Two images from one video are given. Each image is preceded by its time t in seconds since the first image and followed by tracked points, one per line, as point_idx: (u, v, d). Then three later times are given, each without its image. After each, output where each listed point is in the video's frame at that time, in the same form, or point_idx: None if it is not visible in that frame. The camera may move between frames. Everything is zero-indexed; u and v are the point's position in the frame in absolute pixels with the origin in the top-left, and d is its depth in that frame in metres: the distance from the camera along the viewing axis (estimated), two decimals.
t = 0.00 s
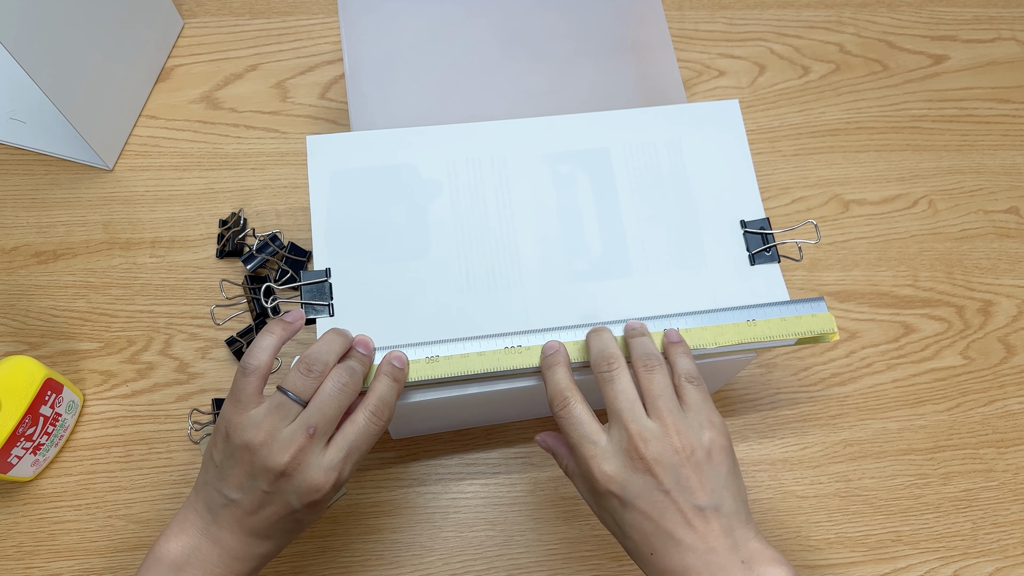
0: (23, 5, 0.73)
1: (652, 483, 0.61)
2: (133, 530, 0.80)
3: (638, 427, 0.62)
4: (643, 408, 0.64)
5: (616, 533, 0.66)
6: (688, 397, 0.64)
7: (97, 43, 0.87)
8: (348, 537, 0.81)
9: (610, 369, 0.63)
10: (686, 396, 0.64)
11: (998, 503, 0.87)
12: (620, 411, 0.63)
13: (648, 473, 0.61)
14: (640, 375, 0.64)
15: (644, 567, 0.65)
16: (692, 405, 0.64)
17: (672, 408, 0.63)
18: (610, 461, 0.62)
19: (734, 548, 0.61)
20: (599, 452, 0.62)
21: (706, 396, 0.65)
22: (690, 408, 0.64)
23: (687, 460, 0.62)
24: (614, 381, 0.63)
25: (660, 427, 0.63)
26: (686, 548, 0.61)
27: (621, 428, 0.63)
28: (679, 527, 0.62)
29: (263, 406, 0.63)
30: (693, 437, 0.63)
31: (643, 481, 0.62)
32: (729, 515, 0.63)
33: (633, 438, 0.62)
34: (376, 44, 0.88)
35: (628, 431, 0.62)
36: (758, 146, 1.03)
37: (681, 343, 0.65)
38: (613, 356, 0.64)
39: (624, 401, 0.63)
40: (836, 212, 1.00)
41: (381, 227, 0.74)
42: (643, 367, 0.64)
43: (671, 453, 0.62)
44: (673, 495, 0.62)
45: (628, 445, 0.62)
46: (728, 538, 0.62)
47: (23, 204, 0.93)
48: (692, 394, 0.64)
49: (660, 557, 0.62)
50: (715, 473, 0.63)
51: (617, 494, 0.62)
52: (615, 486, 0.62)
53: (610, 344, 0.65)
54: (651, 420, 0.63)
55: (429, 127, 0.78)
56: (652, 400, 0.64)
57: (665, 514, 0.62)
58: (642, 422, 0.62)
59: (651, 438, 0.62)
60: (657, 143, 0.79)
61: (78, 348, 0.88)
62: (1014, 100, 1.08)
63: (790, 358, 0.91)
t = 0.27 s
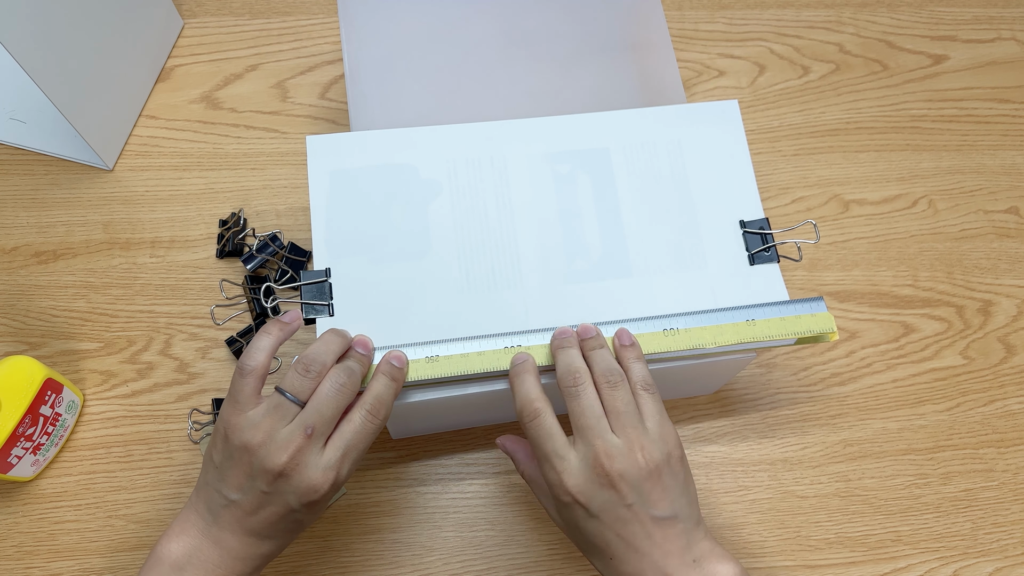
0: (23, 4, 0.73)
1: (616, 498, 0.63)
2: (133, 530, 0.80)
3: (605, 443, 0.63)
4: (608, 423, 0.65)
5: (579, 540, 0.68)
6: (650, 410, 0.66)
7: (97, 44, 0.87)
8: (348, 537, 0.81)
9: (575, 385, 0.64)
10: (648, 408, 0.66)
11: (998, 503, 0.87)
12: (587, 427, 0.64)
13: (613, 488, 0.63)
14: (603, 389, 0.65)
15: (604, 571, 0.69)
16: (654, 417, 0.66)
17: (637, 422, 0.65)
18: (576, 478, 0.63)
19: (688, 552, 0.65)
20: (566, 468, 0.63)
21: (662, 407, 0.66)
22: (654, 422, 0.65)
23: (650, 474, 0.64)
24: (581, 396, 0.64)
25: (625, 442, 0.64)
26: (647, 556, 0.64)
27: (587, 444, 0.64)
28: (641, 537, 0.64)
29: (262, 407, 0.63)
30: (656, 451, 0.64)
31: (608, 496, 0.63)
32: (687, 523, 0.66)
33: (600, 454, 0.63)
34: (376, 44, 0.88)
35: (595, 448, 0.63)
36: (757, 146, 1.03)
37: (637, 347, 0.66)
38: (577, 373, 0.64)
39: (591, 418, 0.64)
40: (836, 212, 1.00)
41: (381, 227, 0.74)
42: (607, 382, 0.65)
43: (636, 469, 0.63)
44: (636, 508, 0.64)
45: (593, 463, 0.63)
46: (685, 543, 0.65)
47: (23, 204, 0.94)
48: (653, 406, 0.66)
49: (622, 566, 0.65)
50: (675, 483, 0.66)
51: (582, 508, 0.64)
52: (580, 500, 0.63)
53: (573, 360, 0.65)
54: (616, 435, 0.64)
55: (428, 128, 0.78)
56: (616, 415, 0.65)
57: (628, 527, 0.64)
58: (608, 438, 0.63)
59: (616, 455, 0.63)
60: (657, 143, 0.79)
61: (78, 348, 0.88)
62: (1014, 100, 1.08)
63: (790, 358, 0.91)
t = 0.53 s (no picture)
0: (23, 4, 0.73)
1: (616, 493, 0.65)
2: (133, 531, 0.80)
3: (608, 441, 0.64)
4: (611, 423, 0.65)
5: (575, 533, 0.70)
6: (654, 409, 0.66)
7: (97, 44, 0.87)
8: (348, 537, 0.81)
9: (582, 387, 0.63)
10: (654, 407, 0.66)
11: (998, 503, 0.87)
12: (592, 427, 0.64)
13: (615, 484, 0.64)
14: (612, 391, 0.64)
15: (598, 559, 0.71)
16: (657, 417, 0.66)
17: (643, 422, 0.65)
18: (579, 476, 0.64)
19: (682, 542, 0.68)
20: (568, 466, 0.64)
21: (670, 406, 0.67)
22: (658, 420, 0.66)
23: (651, 470, 0.66)
24: (586, 398, 0.63)
25: (629, 440, 0.65)
26: (644, 547, 0.67)
27: (591, 442, 0.64)
28: (639, 529, 0.67)
29: (251, 412, 0.63)
30: (658, 448, 0.66)
31: (610, 492, 0.65)
32: (682, 515, 0.69)
33: (603, 451, 0.64)
34: (376, 44, 0.88)
35: (598, 445, 0.64)
36: (757, 146, 1.03)
37: (643, 347, 0.67)
38: (584, 374, 0.63)
39: (595, 420, 0.63)
40: (836, 212, 1.00)
41: (381, 227, 0.74)
42: (616, 384, 0.64)
43: (639, 466, 0.65)
44: (636, 503, 0.66)
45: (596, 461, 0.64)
46: (680, 534, 0.68)
47: (23, 204, 0.94)
48: (659, 406, 0.66)
49: (619, 556, 0.68)
50: (673, 479, 0.68)
51: (583, 504, 0.65)
52: (582, 496, 0.65)
53: (577, 361, 0.64)
54: (619, 433, 0.65)
55: (428, 128, 0.78)
56: (620, 416, 0.65)
57: (627, 520, 0.66)
58: (611, 436, 0.64)
59: (619, 453, 0.64)
60: (658, 143, 0.79)
61: (78, 348, 0.88)
62: (1014, 100, 1.08)
63: (790, 358, 0.91)
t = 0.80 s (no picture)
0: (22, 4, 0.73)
1: (617, 487, 0.66)
2: (133, 531, 0.80)
3: (611, 438, 0.65)
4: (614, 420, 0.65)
5: (574, 525, 0.71)
6: (657, 407, 0.66)
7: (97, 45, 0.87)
8: (348, 537, 0.81)
9: (587, 387, 0.62)
10: (656, 405, 0.67)
11: (998, 503, 0.87)
12: (596, 425, 0.64)
13: (615, 479, 0.66)
14: (615, 391, 0.64)
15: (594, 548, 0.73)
16: (659, 415, 0.67)
17: (644, 421, 0.66)
18: (580, 471, 0.65)
19: (676, 531, 0.71)
20: (570, 462, 0.64)
21: (674, 406, 0.67)
22: (659, 417, 0.67)
23: (651, 465, 0.67)
24: (591, 397, 0.63)
25: (630, 436, 0.66)
26: (641, 537, 0.69)
27: (593, 438, 0.65)
28: (636, 521, 0.68)
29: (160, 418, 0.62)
30: (658, 444, 0.67)
31: (611, 486, 0.66)
32: (677, 507, 0.71)
33: (605, 447, 0.65)
34: (376, 44, 0.88)
35: (601, 441, 0.65)
36: (757, 146, 1.03)
37: (645, 347, 0.66)
38: (589, 373, 0.62)
39: (599, 419, 0.64)
40: (836, 212, 1.00)
41: (381, 227, 0.74)
42: (620, 385, 0.64)
43: (639, 461, 0.66)
44: (635, 497, 0.67)
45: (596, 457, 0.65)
46: (675, 524, 0.71)
47: (23, 203, 0.93)
48: (662, 405, 0.66)
49: (617, 547, 0.70)
50: (671, 473, 0.69)
51: (584, 497, 0.66)
52: (583, 491, 0.66)
53: (581, 360, 0.64)
54: (621, 430, 0.66)
55: (428, 128, 0.78)
56: (622, 415, 0.65)
57: (625, 512, 0.68)
58: (613, 433, 0.65)
59: (620, 449, 0.65)
60: (658, 143, 0.79)
61: (78, 348, 0.88)
62: (1014, 100, 1.08)
63: (790, 358, 0.91)
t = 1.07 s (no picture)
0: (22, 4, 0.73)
1: (616, 487, 0.66)
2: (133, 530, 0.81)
3: (611, 438, 0.65)
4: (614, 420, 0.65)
5: (573, 524, 0.71)
6: (657, 408, 0.66)
7: (97, 45, 0.87)
8: (348, 537, 0.81)
9: (588, 387, 0.62)
10: (656, 406, 0.67)
11: (998, 503, 0.87)
12: (596, 425, 0.64)
13: (615, 478, 0.66)
14: (616, 392, 0.64)
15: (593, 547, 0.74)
16: (659, 415, 0.67)
17: (645, 421, 0.65)
18: (580, 471, 0.65)
19: (675, 531, 0.71)
20: (570, 461, 0.64)
21: (674, 406, 0.66)
22: (659, 418, 0.67)
23: (651, 465, 0.67)
24: (593, 397, 0.63)
25: (630, 436, 0.66)
26: (640, 537, 0.69)
27: (593, 438, 0.65)
28: (636, 521, 0.69)
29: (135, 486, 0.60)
30: (658, 444, 0.67)
31: (610, 485, 0.66)
32: (676, 506, 0.71)
33: (605, 447, 0.65)
34: (376, 44, 0.88)
35: (601, 441, 0.65)
36: (757, 146, 1.03)
37: (646, 348, 0.66)
38: (590, 373, 0.62)
39: (599, 419, 0.64)
40: (836, 212, 1.00)
41: (381, 226, 0.74)
42: (621, 385, 0.64)
43: (638, 461, 0.66)
44: (635, 496, 0.67)
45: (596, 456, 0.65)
46: (674, 524, 0.71)
47: (23, 203, 0.93)
48: (662, 405, 0.66)
49: (616, 546, 0.70)
50: (671, 472, 0.69)
51: (584, 497, 0.66)
52: (583, 490, 0.66)
53: (582, 360, 0.64)
54: (621, 430, 0.66)
55: (428, 128, 0.78)
56: (622, 415, 0.65)
57: (625, 512, 0.68)
58: (614, 433, 0.65)
59: (620, 450, 0.65)
60: (657, 143, 0.79)
61: (78, 348, 0.88)
62: (1014, 100, 1.08)
63: (790, 358, 0.91)
